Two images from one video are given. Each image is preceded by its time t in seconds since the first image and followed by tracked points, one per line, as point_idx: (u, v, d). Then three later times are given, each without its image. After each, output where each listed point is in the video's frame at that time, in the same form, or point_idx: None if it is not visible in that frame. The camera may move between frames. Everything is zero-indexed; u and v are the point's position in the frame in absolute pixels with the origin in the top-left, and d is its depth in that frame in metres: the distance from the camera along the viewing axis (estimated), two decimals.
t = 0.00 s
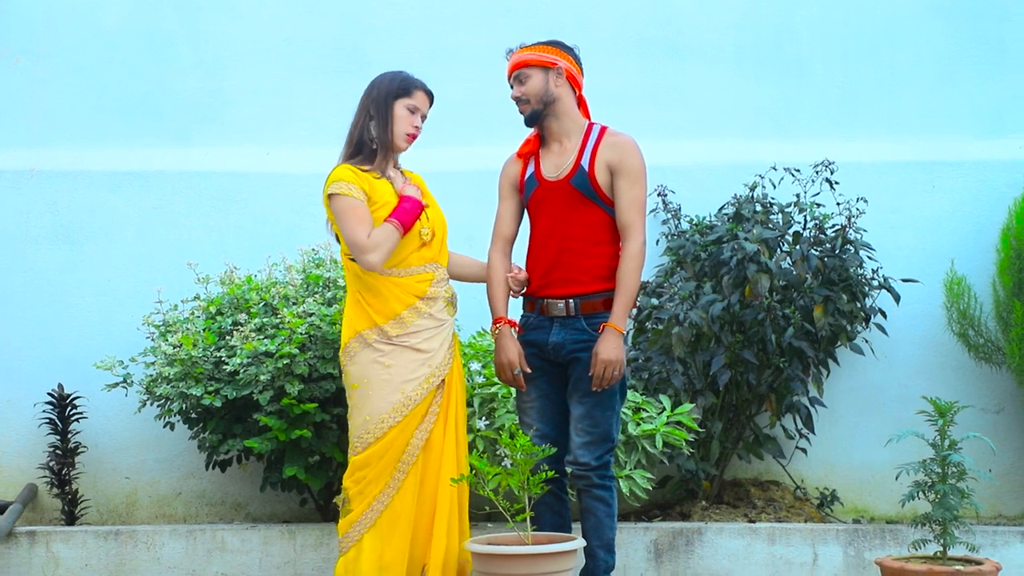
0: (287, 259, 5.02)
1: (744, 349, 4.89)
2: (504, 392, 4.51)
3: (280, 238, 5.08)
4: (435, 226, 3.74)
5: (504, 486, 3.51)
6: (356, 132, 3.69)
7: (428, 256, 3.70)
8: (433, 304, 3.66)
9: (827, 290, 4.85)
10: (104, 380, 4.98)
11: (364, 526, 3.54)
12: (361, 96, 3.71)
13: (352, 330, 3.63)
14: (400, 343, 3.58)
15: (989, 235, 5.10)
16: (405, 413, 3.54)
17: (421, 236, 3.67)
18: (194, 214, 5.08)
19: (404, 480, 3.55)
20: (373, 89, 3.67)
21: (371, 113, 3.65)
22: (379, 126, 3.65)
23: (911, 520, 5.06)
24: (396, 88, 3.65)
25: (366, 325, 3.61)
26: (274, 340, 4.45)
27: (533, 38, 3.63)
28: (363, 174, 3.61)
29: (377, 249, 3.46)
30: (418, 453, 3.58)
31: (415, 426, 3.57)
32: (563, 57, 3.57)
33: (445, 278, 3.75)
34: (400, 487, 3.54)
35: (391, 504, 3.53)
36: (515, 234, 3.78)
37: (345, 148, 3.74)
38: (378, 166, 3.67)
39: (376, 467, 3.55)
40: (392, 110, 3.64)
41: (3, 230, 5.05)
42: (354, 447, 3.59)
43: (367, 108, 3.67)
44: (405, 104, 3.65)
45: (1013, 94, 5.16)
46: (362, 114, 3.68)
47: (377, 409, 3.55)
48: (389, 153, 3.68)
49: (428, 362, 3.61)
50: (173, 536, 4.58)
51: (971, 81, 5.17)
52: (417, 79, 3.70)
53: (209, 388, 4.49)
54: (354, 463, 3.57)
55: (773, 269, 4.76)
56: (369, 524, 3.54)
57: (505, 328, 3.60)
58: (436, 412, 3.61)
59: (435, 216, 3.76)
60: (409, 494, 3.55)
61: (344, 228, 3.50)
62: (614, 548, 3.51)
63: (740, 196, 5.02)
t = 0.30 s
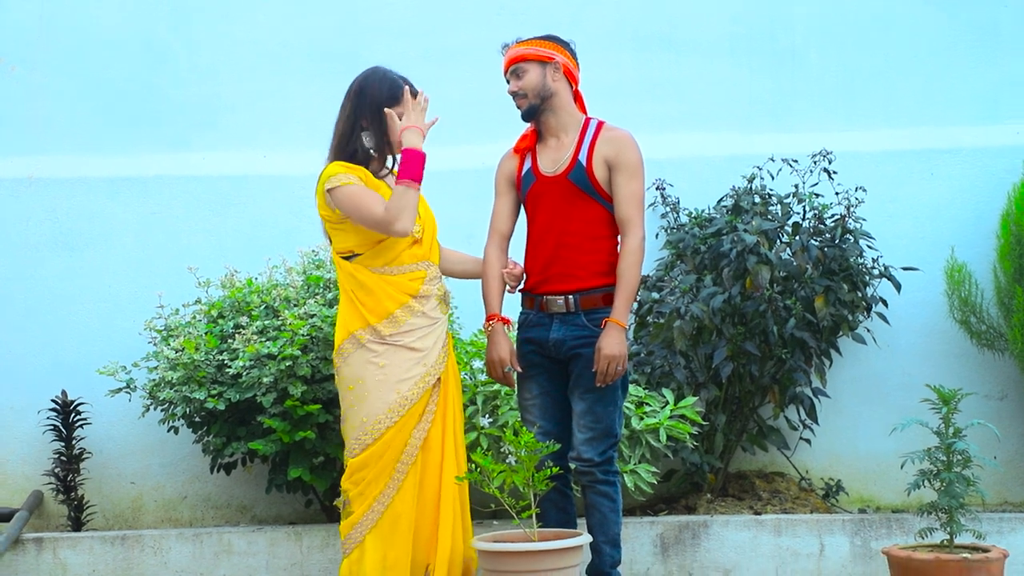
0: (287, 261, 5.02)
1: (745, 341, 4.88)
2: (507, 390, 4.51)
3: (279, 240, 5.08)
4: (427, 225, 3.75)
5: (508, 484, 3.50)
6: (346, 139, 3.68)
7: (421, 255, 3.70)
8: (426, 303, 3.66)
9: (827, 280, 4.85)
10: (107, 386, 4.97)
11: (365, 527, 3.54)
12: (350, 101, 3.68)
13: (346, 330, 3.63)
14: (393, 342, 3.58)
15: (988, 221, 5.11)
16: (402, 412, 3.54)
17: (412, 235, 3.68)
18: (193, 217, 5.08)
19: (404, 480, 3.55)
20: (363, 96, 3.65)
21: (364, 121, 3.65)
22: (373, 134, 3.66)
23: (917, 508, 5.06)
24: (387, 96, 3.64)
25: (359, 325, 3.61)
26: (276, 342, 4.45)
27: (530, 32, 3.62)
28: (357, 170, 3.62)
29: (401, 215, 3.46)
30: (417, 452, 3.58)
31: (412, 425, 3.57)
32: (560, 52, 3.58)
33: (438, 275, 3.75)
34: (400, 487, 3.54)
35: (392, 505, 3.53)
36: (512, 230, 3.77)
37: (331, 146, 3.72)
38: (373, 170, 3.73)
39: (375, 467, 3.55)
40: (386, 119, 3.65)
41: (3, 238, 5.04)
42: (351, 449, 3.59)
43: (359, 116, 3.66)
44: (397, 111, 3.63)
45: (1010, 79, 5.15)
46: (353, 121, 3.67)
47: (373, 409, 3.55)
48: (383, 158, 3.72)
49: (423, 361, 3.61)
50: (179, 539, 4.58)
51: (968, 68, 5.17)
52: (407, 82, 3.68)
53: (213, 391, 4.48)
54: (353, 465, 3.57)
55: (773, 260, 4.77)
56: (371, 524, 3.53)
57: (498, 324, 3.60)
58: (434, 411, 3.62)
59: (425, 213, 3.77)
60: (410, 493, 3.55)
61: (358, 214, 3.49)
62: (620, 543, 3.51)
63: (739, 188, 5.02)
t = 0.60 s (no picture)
0: (292, 269, 5.03)
1: (753, 333, 4.86)
2: (516, 391, 4.51)
3: (284, 250, 5.09)
4: (429, 230, 3.75)
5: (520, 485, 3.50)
6: (349, 148, 3.67)
7: (424, 259, 3.71)
8: (431, 307, 3.66)
9: (833, 270, 4.85)
10: (118, 401, 4.98)
11: (378, 533, 3.54)
12: (352, 108, 3.68)
13: (352, 337, 3.63)
14: (399, 347, 3.58)
15: (991, 205, 5.10)
16: (410, 417, 3.54)
17: (415, 239, 3.67)
18: (197, 229, 5.08)
19: (415, 485, 3.55)
20: (366, 103, 3.66)
21: (367, 128, 3.65)
22: (376, 141, 3.65)
23: (931, 495, 5.06)
24: (389, 101, 3.65)
25: (365, 331, 3.61)
26: (284, 351, 4.46)
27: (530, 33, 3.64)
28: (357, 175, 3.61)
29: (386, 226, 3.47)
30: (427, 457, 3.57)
31: (422, 430, 3.57)
32: (559, 53, 3.59)
33: (442, 280, 3.75)
34: (411, 493, 3.54)
35: (404, 510, 3.53)
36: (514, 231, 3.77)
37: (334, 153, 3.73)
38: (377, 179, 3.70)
39: (386, 474, 3.55)
40: (389, 125, 3.66)
41: (9, 256, 5.05)
42: (361, 455, 3.59)
43: (361, 123, 3.66)
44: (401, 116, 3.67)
45: (1009, 62, 5.15)
46: (355, 129, 3.67)
47: (382, 415, 3.55)
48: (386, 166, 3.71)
49: (429, 365, 3.61)
50: (194, 551, 4.59)
51: (967, 52, 5.16)
52: (408, 88, 3.70)
53: (223, 403, 4.49)
54: (363, 472, 3.57)
55: (778, 252, 4.75)
56: (384, 531, 3.53)
57: (503, 326, 3.64)
58: (442, 415, 3.62)
59: (428, 218, 3.77)
60: (422, 499, 3.55)
61: (345, 215, 3.49)
62: (634, 540, 3.51)
63: (740, 181, 5.02)
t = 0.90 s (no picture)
0: (299, 281, 5.03)
1: (761, 328, 4.86)
2: (526, 394, 4.51)
3: (290, 262, 5.09)
4: (435, 236, 3.73)
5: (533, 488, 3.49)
6: (354, 160, 3.68)
7: (426, 267, 3.70)
8: (433, 314, 3.65)
9: (838, 262, 4.84)
10: (129, 419, 4.99)
11: (388, 542, 3.55)
12: (355, 120, 3.69)
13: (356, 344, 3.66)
14: (399, 356, 3.59)
15: (995, 191, 5.10)
16: (412, 426, 3.55)
17: (418, 247, 3.67)
18: (202, 244, 5.09)
19: (423, 494, 3.55)
20: (367, 113, 3.66)
21: (370, 138, 3.65)
22: (379, 151, 3.65)
23: (946, 483, 5.04)
24: (389, 109, 3.64)
25: (367, 339, 3.63)
26: (293, 363, 4.46)
27: (525, 36, 3.58)
28: (359, 188, 3.63)
29: (364, 257, 3.44)
30: (434, 465, 3.57)
31: (427, 438, 3.57)
32: (556, 61, 3.55)
33: (447, 286, 3.74)
34: (419, 501, 3.55)
35: (413, 519, 3.54)
36: (521, 234, 3.76)
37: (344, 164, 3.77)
38: (383, 188, 3.69)
39: (392, 482, 3.57)
40: (391, 133, 3.66)
41: (16, 279, 5.06)
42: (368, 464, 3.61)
43: (364, 133, 3.66)
44: (402, 122, 3.65)
45: (1008, 47, 5.13)
46: (359, 140, 3.67)
47: (385, 424, 3.56)
48: (391, 174, 3.71)
49: (431, 372, 3.60)
50: (211, 566, 4.59)
51: (965, 39, 5.15)
52: (408, 94, 3.69)
53: (234, 417, 4.50)
54: (371, 481, 3.59)
55: (783, 246, 4.77)
56: (393, 539, 3.55)
57: (514, 329, 3.66)
58: (448, 423, 3.61)
59: (437, 222, 3.73)
60: (430, 507, 3.55)
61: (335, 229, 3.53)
62: (651, 540, 3.50)
63: (743, 176, 5.01)
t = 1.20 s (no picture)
0: (307, 289, 5.04)
1: (770, 327, 4.86)
2: (536, 397, 4.50)
3: (298, 270, 5.10)
4: (443, 242, 3.70)
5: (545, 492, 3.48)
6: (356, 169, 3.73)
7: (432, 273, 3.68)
8: (438, 320, 3.65)
9: (846, 259, 4.83)
10: (140, 430, 5.00)
11: (398, 549, 3.55)
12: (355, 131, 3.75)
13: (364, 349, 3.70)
14: (404, 361, 3.60)
15: (1002, 185, 5.09)
16: (418, 431, 3.56)
17: (424, 253, 3.66)
18: (209, 254, 5.10)
19: (433, 500, 3.55)
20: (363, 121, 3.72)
21: (366, 144, 3.69)
22: (374, 154, 3.68)
23: (958, 479, 5.04)
24: (380, 113, 3.67)
25: (373, 345, 3.65)
26: (303, 371, 4.46)
27: (526, 47, 3.50)
28: (365, 200, 3.63)
29: (354, 292, 3.47)
30: (443, 472, 3.57)
31: (434, 444, 3.58)
32: (558, 78, 3.49)
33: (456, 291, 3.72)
34: (429, 508, 3.55)
35: (423, 525, 3.54)
36: (530, 237, 3.78)
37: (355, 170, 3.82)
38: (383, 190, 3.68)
39: (401, 489, 3.57)
40: (384, 135, 3.67)
41: (25, 292, 5.08)
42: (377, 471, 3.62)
43: (362, 141, 3.71)
44: (394, 122, 3.66)
45: (1011, 40, 5.12)
46: (358, 148, 3.73)
47: (391, 430, 3.58)
48: (392, 175, 3.70)
49: (437, 378, 3.60)
50: None
51: (969, 33, 5.14)
52: (399, 95, 3.69)
53: (245, 426, 4.51)
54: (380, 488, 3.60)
55: (790, 244, 4.76)
56: (403, 546, 3.55)
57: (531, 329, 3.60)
58: (456, 429, 3.61)
59: (444, 228, 3.71)
60: (439, 513, 3.55)
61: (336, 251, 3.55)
62: (663, 540, 3.50)
63: (748, 175, 5.01)
